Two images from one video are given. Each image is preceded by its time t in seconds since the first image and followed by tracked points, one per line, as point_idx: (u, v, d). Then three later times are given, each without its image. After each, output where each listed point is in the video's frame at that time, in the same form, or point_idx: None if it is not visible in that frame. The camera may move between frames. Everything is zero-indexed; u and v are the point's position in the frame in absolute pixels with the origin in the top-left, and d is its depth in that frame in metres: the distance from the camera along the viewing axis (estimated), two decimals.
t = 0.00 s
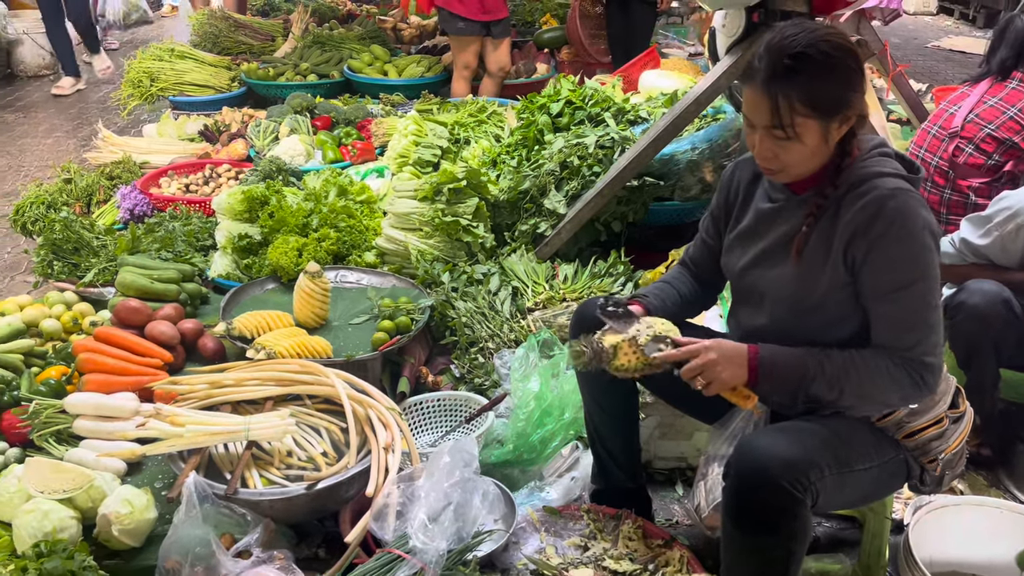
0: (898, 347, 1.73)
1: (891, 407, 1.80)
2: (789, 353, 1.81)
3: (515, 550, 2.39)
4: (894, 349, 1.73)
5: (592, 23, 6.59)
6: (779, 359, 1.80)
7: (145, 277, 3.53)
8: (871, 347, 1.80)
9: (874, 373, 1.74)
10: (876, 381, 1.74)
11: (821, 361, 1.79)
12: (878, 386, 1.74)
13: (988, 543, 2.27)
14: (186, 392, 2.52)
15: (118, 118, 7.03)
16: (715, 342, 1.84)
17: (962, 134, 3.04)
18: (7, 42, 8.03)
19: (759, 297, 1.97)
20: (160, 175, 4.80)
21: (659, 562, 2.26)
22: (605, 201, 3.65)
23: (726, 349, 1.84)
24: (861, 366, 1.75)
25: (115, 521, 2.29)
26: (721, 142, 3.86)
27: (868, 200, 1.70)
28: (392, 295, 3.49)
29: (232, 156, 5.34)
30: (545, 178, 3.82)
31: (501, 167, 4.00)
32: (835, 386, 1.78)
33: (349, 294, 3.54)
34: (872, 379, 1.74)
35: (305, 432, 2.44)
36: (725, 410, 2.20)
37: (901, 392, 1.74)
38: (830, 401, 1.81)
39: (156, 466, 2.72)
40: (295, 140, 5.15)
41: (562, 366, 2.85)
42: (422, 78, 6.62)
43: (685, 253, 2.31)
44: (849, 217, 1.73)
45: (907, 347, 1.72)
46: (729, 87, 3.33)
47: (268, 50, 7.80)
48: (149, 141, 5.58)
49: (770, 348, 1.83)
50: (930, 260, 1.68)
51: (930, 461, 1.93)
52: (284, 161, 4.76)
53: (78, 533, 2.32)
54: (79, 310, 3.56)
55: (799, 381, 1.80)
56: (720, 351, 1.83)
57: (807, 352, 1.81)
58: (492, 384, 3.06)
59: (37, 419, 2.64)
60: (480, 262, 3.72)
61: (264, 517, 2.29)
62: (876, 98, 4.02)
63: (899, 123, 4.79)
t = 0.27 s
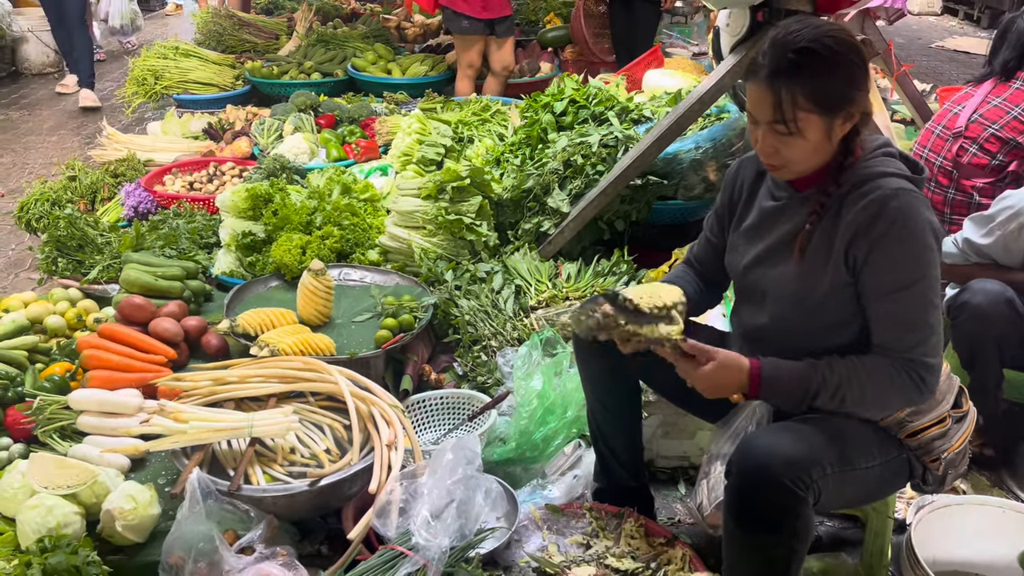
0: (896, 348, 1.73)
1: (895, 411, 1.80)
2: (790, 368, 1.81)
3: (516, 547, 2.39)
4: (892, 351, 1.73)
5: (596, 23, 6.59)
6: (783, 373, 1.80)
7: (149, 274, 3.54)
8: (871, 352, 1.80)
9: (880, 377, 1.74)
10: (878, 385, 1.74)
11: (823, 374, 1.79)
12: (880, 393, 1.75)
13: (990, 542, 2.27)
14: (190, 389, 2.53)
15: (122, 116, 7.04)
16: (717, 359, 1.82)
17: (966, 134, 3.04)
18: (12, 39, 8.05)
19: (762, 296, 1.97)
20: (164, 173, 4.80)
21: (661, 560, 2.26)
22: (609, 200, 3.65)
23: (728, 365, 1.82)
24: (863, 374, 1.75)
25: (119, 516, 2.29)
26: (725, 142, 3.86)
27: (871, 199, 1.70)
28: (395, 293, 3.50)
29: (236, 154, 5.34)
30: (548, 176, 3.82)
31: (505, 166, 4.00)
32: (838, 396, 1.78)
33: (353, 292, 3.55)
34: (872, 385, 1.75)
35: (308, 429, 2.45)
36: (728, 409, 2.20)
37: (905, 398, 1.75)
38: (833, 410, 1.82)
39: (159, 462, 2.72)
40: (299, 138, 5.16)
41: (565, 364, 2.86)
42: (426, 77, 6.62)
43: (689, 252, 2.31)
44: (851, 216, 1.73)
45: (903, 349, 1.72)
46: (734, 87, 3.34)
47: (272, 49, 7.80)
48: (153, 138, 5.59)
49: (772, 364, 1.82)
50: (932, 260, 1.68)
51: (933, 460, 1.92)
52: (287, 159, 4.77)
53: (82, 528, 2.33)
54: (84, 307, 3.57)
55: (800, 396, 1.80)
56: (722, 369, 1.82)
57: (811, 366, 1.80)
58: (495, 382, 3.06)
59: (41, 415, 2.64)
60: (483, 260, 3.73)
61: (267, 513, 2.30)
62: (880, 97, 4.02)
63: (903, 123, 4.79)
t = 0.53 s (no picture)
0: (918, 349, 1.72)
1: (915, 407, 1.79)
2: (807, 361, 1.80)
3: (518, 545, 2.39)
4: (914, 351, 1.72)
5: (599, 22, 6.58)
6: (802, 368, 1.79)
7: (151, 272, 3.54)
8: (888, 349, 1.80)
9: (903, 378, 1.73)
10: (900, 384, 1.74)
11: (843, 369, 1.78)
12: (901, 389, 1.74)
13: (993, 542, 2.27)
14: (192, 386, 2.54)
15: (126, 114, 7.05)
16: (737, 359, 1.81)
17: (969, 134, 3.04)
18: (15, 37, 8.08)
19: (767, 296, 1.97)
20: (167, 171, 4.81)
21: (663, 558, 2.25)
22: (611, 199, 3.66)
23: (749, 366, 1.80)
24: (886, 371, 1.74)
25: (121, 513, 2.30)
26: (728, 142, 3.84)
27: (879, 203, 1.70)
28: (398, 291, 3.50)
29: (239, 151, 5.33)
30: (550, 175, 3.83)
31: (507, 164, 4.00)
32: (858, 393, 1.77)
33: (355, 290, 3.55)
34: (895, 382, 1.74)
35: (311, 427, 2.45)
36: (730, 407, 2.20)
37: (928, 395, 1.74)
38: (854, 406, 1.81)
39: (162, 459, 2.73)
40: (302, 136, 5.16)
41: (567, 363, 2.86)
42: (428, 76, 6.62)
43: (694, 251, 2.31)
44: (860, 220, 1.73)
45: (926, 349, 1.71)
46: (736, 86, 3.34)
47: (275, 47, 7.79)
48: (156, 136, 5.60)
49: (791, 358, 1.81)
50: (946, 262, 1.67)
51: (936, 459, 1.93)
52: (290, 157, 4.77)
53: (84, 524, 2.33)
54: (86, 304, 3.57)
55: (818, 393, 1.80)
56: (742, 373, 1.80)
57: (829, 361, 1.79)
58: (497, 380, 3.05)
59: (44, 411, 2.65)
60: (485, 259, 3.73)
61: (269, 511, 2.30)
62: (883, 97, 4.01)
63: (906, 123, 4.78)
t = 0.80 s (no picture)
0: (924, 347, 1.72)
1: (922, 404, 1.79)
2: (810, 355, 1.82)
3: (518, 544, 2.39)
4: (920, 349, 1.72)
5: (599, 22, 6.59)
6: (808, 362, 1.81)
7: (153, 270, 3.55)
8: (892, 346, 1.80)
9: (909, 373, 1.73)
10: (906, 380, 1.73)
11: (848, 362, 1.79)
12: (906, 383, 1.74)
13: (993, 542, 2.28)
14: (194, 383, 2.55)
15: (127, 113, 7.06)
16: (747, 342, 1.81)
17: (969, 134, 3.04)
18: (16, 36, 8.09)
19: (767, 295, 1.98)
20: (168, 170, 4.82)
21: (663, 557, 2.26)
22: (612, 199, 3.67)
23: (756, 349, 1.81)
24: (890, 366, 1.75)
25: (122, 510, 2.30)
26: (728, 141, 3.85)
27: (879, 202, 1.70)
28: (399, 290, 3.51)
29: (240, 150, 5.34)
30: (551, 175, 3.84)
31: (508, 163, 4.00)
32: (863, 386, 1.78)
33: (356, 289, 3.56)
34: (899, 377, 1.74)
35: (311, 425, 2.45)
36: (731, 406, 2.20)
37: (932, 391, 1.72)
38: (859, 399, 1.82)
39: (163, 457, 2.73)
40: (303, 135, 5.17)
41: (568, 362, 2.86)
42: (429, 75, 6.63)
43: (695, 251, 2.32)
44: (860, 219, 1.73)
45: (931, 347, 1.71)
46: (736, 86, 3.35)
47: (276, 46, 7.78)
48: (157, 135, 5.60)
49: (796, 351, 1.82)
50: (948, 261, 1.67)
51: (936, 458, 1.93)
52: (291, 156, 4.78)
53: (85, 522, 2.34)
54: (88, 302, 3.58)
55: (821, 386, 1.81)
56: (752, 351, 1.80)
57: (832, 355, 1.81)
58: (498, 378, 3.05)
59: (46, 409, 2.65)
60: (486, 258, 3.74)
61: (270, 508, 2.30)
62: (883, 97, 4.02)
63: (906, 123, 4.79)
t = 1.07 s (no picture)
0: (906, 347, 1.73)
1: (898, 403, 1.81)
2: (795, 348, 1.83)
3: (518, 543, 2.40)
4: (902, 350, 1.74)
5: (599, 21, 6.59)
6: (791, 357, 1.82)
7: (153, 269, 3.55)
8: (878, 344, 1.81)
9: (884, 369, 1.75)
10: (883, 376, 1.75)
11: (827, 358, 1.80)
12: (885, 386, 1.76)
13: (992, 541, 2.28)
14: (194, 382, 2.54)
15: (127, 112, 7.06)
16: (727, 337, 1.84)
17: (969, 133, 3.04)
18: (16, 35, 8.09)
19: (766, 294, 1.98)
20: (168, 169, 4.82)
21: (663, 556, 2.26)
22: (612, 198, 3.67)
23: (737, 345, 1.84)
24: (867, 362, 1.76)
25: (123, 509, 2.31)
26: (728, 141, 3.85)
27: (877, 200, 1.70)
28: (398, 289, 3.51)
29: (240, 149, 5.34)
30: (551, 174, 3.84)
31: (507, 163, 4.00)
32: (840, 382, 1.80)
33: (356, 288, 3.56)
34: (879, 375, 1.75)
35: (312, 424, 2.45)
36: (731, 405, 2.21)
37: (908, 393, 1.75)
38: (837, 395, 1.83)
39: (163, 456, 2.74)
40: (303, 135, 5.17)
41: (568, 361, 2.86)
42: (429, 75, 6.62)
43: (695, 252, 2.32)
44: (857, 217, 1.74)
45: (912, 348, 1.72)
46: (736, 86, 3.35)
47: (276, 46, 7.77)
48: (157, 134, 5.60)
49: (779, 345, 1.84)
50: (941, 261, 1.67)
51: (935, 457, 1.93)
52: (291, 156, 4.78)
53: (86, 520, 2.34)
54: (88, 302, 3.58)
55: (802, 379, 1.82)
56: (731, 348, 1.84)
57: (815, 349, 1.82)
58: (498, 378, 3.05)
59: (46, 408, 2.65)
60: (486, 257, 3.74)
61: (271, 507, 2.31)
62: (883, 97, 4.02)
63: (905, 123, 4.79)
